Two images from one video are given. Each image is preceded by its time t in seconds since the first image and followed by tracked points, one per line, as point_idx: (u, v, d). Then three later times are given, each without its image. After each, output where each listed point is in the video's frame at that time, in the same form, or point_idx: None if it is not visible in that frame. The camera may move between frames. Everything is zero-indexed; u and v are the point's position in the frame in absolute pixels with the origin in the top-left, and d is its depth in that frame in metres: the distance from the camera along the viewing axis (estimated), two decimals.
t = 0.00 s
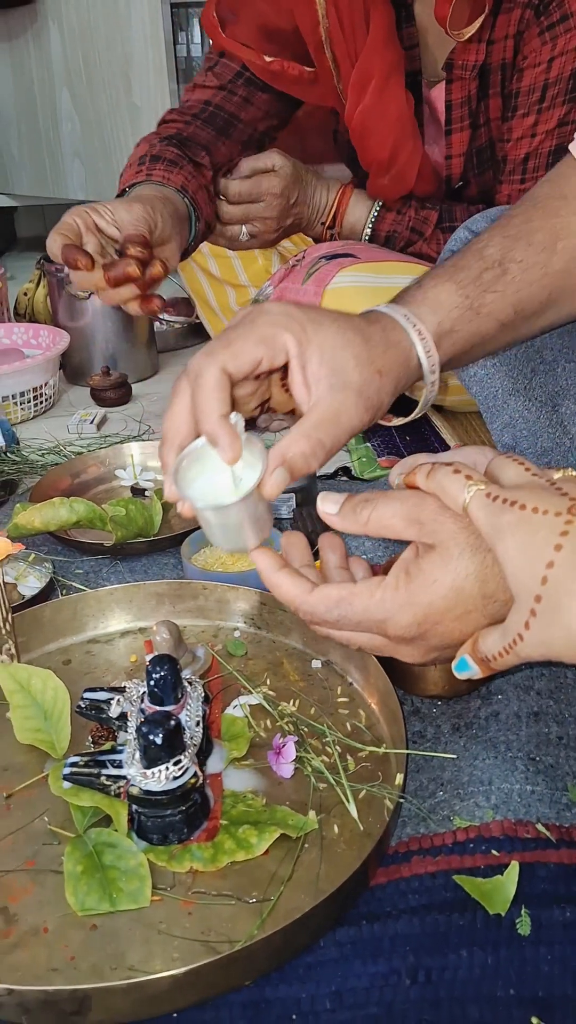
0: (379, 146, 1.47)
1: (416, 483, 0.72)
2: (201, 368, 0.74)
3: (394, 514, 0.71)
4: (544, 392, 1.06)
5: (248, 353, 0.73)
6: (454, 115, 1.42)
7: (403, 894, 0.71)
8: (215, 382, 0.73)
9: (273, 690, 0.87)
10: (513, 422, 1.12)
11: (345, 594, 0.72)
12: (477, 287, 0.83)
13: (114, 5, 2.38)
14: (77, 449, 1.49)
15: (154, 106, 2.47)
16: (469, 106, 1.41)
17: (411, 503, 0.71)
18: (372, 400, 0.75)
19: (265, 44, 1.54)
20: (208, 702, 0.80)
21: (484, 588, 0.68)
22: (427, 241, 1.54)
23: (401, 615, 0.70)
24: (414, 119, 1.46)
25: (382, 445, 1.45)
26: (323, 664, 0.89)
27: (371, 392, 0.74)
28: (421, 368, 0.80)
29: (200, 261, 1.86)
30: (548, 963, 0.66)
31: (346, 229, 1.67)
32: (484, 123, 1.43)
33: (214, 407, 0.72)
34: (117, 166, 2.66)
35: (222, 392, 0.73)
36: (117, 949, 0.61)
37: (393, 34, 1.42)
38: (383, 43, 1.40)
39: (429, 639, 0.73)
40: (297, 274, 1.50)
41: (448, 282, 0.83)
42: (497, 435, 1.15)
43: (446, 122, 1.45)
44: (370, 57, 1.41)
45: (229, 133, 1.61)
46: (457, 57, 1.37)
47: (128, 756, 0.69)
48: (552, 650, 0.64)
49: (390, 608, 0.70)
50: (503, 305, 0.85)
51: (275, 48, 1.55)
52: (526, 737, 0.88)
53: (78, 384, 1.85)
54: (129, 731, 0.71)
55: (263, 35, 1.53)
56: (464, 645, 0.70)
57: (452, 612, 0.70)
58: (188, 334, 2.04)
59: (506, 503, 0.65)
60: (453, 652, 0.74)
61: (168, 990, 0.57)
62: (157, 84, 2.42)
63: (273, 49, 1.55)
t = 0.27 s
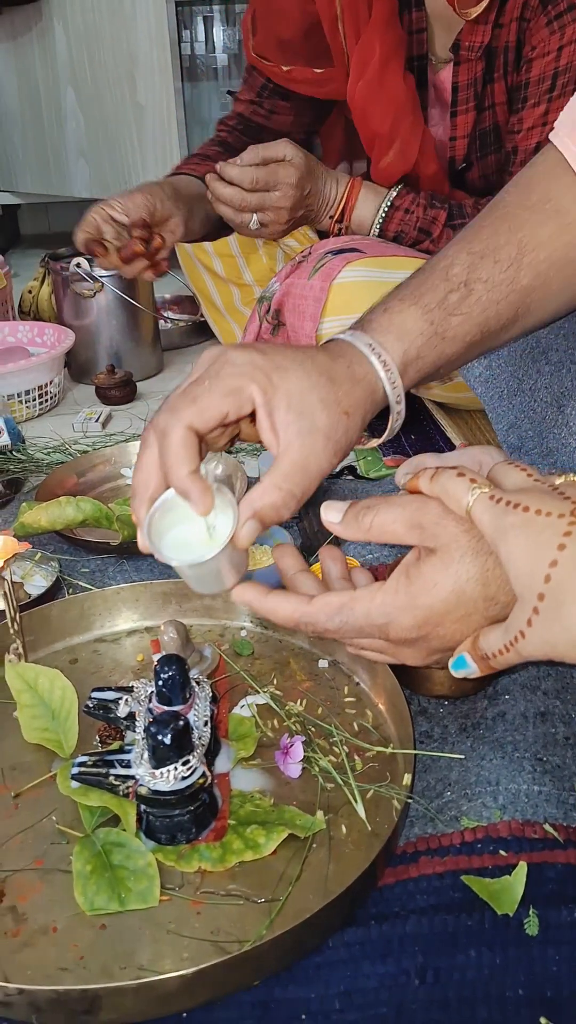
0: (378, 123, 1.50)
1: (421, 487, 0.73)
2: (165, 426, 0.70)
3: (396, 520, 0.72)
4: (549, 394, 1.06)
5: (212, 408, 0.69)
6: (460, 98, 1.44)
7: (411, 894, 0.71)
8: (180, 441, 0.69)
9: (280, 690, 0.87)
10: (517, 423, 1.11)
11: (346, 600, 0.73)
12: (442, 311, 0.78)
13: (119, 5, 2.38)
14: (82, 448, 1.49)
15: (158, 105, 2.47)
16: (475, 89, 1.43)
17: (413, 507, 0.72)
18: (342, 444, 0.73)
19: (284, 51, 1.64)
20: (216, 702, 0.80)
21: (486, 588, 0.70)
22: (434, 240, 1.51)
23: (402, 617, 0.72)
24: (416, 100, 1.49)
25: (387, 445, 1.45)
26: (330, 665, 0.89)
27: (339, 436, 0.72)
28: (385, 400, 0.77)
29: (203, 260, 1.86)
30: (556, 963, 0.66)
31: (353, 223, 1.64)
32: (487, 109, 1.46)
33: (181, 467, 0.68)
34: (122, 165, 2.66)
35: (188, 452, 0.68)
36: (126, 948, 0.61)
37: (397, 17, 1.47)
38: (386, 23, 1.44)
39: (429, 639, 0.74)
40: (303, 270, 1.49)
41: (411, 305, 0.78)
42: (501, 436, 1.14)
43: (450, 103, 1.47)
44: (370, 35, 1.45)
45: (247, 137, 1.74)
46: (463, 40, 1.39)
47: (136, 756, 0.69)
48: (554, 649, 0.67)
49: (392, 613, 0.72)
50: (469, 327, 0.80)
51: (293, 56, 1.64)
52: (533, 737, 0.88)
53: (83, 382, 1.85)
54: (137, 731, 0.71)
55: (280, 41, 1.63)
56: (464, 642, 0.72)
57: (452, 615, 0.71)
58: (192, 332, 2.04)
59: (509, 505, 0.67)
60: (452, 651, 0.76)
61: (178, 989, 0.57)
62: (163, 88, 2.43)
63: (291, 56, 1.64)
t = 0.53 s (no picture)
0: (369, 97, 1.56)
1: (411, 481, 0.76)
2: (144, 443, 0.70)
3: (388, 515, 0.75)
4: (547, 391, 1.05)
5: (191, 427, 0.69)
6: (462, 71, 1.47)
7: (408, 890, 0.71)
8: (159, 459, 0.69)
9: (278, 686, 0.87)
10: (518, 421, 1.11)
11: (335, 592, 0.76)
12: (422, 321, 0.78)
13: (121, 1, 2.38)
14: (83, 444, 1.49)
15: (160, 100, 2.47)
16: (477, 63, 1.45)
17: (403, 502, 0.74)
18: (325, 458, 0.73)
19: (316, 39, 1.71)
20: (214, 697, 0.80)
21: (473, 586, 0.72)
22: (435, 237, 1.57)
23: (393, 609, 0.74)
24: (409, 81, 1.55)
25: (388, 442, 1.45)
26: (329, 661, 0.89)
27: (321, 450, 0.72)
28: (366, 408, 0.77)
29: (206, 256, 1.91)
30: (552, 958, 0.66)
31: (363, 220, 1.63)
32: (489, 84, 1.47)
33: (161, 484, 0.69)
34: (125, 162, 2.65)
35: (168, 469, 0.69)
36: (124, 942, 0.61)
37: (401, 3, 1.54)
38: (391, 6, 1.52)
39: (418, 631, 0.77)
40: (303, 260, 1.47)
41: (392, 313, 0.79)
42: (501, 431, 1.15)
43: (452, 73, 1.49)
44: (370, 16, 1.53)
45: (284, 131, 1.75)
46: (469, 12, 1.40)
47: (135, 751, 0.69)
48: (541, 643, 0.68)
49: (380, 605, 0.75)
50: (451, 335, 0.80)
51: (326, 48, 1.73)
52: (531, 734, 0.88)
53: (84, 377, 1.85)
54: (135, 726, 0.71)
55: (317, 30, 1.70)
56: (453, 631, 0.75)
57: (441, 609, 0.74)
58: (193, 328, 2.04)
59: (498, 502, 0.69)
60: (438, 641, 0.78)
61: (176, 983, 0.58)
62: (165, 85, 2.42)
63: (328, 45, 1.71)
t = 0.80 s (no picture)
0: (403, 70, 1.54)
1: (408, 479, 0.76)
2: (129, 452, 0.69)
3: (381, 512, 0.75)
4: (549, 389, 1.05)
5: (176, 434, 0.68)
6: (478, 36, 1.52)
7: (405, 890, 0.71)
8: (147, 471, 0.68)
9: (277, 686, 0.86)
10: (517, 421, 1.11)
11: (328, 587, 0.77)
12: (411, 318, 0.78)
13: None
14: (82, 441, 1.49)
15: (161, 96, 2.46)
16: (491, 29, 1.49)
17: (398, 500, 0.75)
18: (314, 461, 0.72)
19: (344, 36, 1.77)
20: (212, 697, 0.80)
21: (465, 585, 0.73)
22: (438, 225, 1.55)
23: (385, 607, 0.75)
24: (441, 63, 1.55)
25: (387, 442, 1.45)
26: (327, 661, 0.89)
27: (311, 453, 0.71)
28: (355, 408, 0.76)
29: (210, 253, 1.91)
30: (549, 959, 0.66)
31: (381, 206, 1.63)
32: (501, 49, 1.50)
33: (149, 495, 0.69)
34: (126, 159, 2.65)
35: (157, 481, 0.68)
36: (120, 942, 0.61)
37: None
38: None
39: (411, 628, 0.77)
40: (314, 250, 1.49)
41: (381, 312, 0.78)
42: (501, 432, 1.14)
43: (469, 41, 1.54)
44: None
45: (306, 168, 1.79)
46: None
47: (131, 751, 0.69)
48: (534, 644, 0.68)
49: (371, 604, 0.75)
50: (439, 333, 0.80)
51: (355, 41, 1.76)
52: (530, 734, 0.88)
53: (83, 374, 1.85)
54: (132, 726, 0.71)
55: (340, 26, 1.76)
56: (451, 629, 0.76)
57: (434, 607, 0.75)
58: (193, 326, 2.03)
59: (492, 501, 0.69)
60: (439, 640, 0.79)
61: (172, 983, 0.58)
62: (166, 75, 2.41)
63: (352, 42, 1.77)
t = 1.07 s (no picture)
0: (411, 44, 1.53)
1: (406, 473, 0.77)
2: (122, 451, 0.69)
3: (379, 506, 0.75)
4: (548, 388, 1.04)
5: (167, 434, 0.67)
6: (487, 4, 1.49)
7: (402, 890, 0.71)
8: (140, 471, 0.68)
9: (274, 684, 0.86)
10: (516, 419, 1.10)
11: (324, 581, 0.76)
12: (406, 311, 0.78)
13: None
14: (80, 438, 1.49)
15: (162, 94, 2.45)
16: None
17: (396, 494, 0.75)
18: (308, 457, 0.71)
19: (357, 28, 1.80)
20: (209, 695, 0.79)
21: (461, 580, 0.73)
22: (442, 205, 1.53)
23: (380, 601, 0.74)
24: (450, 39, 1.54)
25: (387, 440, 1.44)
26: (325, 659, 0.89)
27: (304, 450, 0.71)
28: (348, 401, 0.76)
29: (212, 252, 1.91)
30: (546, 959, 0.66)
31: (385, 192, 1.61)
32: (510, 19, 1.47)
33: (143, 494, 0.69)
34: (126, 157, 2.64)
35: (150, 481, 0.69)
36: (115, 941, 0.61)
37: None
38: None
39: (407, 624, 0.77)
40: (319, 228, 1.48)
41: (376, 305, 0.78)
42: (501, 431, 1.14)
43: (479, 12, 1.50)
44: None
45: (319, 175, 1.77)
46: None
47: (128, 749, 0.68)
48: (530, 640, 0.67)
49: (368, 598, 0.75)
50: (434, 327, 0.80)
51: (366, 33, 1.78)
52: (528, 733, 0.88)
53: (82, 372, 1.85)
54: (129, 723, 0.70)
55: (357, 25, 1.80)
56: (448, 623, 0.76)
57: (429, 602, 0.74)
58: (192, 323, 2.03)
59: (489, 496, 0.69)
60: (435, 633, 0.80)
61: (168, 982, 0.57)
62: (167, 72, 2.41)
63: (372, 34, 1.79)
